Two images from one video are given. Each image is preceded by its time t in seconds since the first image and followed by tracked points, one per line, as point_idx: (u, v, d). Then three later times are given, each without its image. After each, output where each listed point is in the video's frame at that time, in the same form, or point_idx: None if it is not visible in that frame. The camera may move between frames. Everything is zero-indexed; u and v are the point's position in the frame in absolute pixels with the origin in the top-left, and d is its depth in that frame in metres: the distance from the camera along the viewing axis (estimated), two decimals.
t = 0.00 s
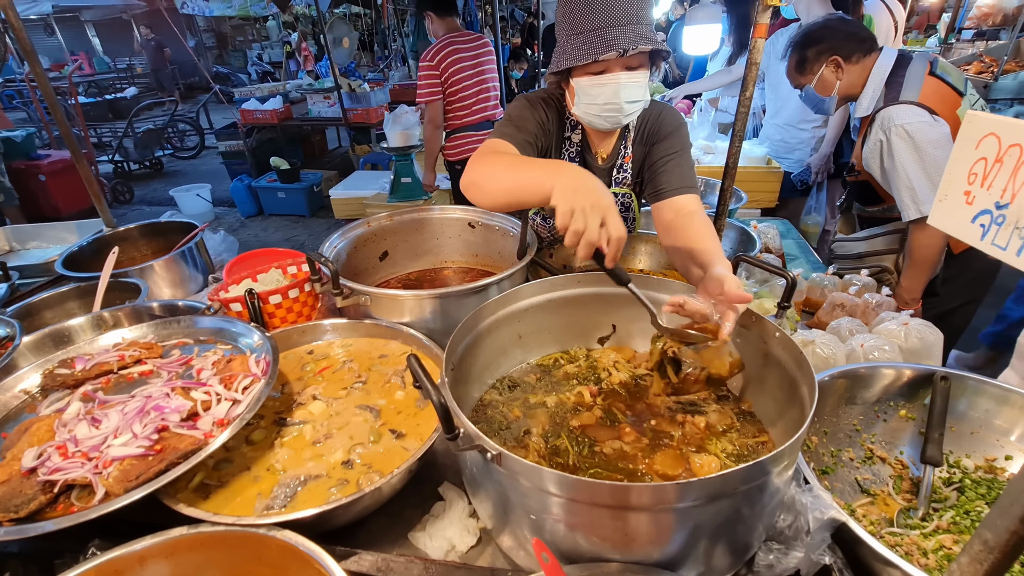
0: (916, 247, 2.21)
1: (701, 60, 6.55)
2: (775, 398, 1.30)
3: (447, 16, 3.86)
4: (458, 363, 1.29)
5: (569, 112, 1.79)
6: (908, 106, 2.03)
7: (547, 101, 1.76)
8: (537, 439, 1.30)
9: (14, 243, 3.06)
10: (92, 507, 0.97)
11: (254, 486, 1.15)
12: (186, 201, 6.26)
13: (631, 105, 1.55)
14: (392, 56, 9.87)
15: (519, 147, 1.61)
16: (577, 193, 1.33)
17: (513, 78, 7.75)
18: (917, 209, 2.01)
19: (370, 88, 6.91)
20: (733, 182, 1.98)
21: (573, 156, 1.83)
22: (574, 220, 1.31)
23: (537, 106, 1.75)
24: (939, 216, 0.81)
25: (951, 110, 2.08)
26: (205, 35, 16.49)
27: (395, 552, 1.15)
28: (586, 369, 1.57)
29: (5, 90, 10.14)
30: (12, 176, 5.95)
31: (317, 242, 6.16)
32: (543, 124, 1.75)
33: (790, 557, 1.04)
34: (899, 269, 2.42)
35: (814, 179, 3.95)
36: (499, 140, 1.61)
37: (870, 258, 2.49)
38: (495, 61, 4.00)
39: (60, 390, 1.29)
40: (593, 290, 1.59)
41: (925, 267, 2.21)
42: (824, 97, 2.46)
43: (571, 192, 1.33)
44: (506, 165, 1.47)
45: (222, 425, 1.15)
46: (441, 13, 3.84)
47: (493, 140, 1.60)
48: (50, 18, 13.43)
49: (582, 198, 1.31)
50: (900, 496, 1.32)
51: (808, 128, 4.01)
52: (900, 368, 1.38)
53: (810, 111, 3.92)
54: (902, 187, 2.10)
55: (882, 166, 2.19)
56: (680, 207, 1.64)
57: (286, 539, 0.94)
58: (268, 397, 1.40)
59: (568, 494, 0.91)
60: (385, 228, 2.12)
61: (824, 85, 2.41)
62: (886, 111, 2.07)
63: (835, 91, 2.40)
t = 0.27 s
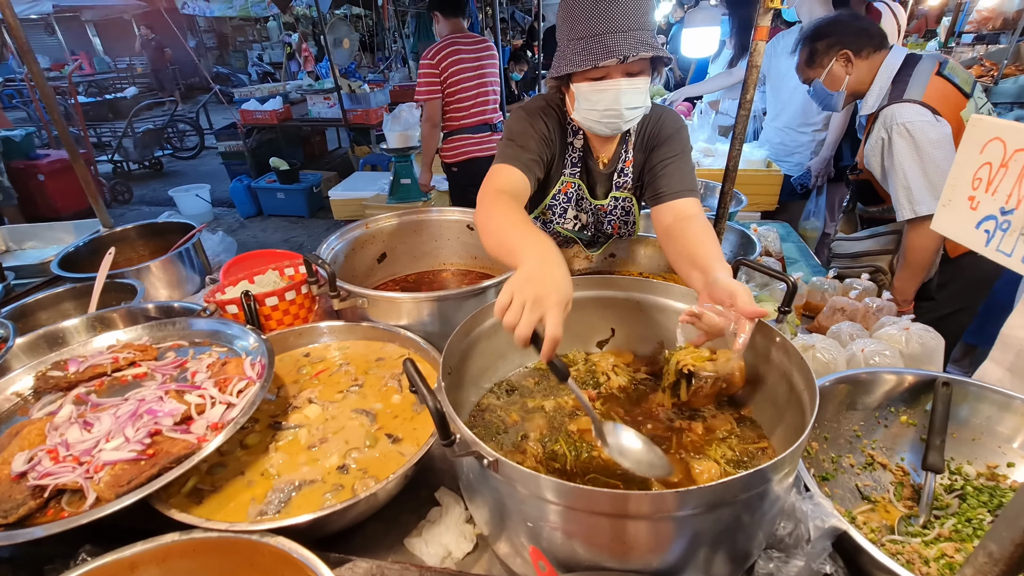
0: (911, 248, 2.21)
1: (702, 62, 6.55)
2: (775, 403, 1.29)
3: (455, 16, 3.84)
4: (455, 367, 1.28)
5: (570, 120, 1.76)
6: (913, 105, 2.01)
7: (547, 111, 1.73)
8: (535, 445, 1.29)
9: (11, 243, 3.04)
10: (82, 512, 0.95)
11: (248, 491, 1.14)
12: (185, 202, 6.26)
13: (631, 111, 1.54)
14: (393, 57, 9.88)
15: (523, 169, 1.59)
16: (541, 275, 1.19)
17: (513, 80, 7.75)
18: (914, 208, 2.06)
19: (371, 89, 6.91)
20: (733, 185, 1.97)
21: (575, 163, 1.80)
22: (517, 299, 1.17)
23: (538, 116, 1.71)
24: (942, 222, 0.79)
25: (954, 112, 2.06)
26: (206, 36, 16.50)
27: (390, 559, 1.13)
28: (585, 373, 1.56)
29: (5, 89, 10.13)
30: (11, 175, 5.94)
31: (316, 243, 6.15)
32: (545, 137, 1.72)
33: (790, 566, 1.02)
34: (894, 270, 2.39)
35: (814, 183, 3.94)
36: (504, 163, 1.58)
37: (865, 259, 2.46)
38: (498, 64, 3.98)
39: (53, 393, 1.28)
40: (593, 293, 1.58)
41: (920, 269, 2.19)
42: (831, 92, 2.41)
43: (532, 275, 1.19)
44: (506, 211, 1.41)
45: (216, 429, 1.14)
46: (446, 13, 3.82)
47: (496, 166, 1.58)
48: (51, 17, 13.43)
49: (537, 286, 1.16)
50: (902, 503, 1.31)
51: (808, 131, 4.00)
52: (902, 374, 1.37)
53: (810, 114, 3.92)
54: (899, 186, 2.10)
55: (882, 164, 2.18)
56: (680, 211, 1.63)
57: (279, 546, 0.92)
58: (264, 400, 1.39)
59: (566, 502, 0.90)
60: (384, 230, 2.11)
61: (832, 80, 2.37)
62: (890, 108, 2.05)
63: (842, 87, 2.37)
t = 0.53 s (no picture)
0: (926, 244, 2.15)
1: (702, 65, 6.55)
2: (776, 408, 1.27)
3: (460, 17, 3.82)
4: (451, 371, 1.26)
5: (568, 124, 1.73)
6: (937, 97, 2.00)
7: (545, 115, 1.69)
8: (532, 449, 1.27)
9: (6, 243, 3.02)
10: (69, 517, 0.94)
11: (240, 496, 1.12)
12: (184, 202, 6.24)
13: (626, 111, 1.52)
14: (393, 58, 9.88)
15: (523, 183, 1.56)
16: (522, 334, 1.13)
17: (513, 81, 7.75)
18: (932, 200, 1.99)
19: (370, 89, 6.90)
20: (733, 187, 1.95)
21: (572, 167, 1.78)
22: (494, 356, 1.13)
23: (536, 122, 1.68)
24: (947, 224, 0.78)
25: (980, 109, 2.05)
26: (206, 36, 16.50)
27: (384, 565, 1.12)
28: (583, 376, 1.55)
29: (4, 89, 10.12)
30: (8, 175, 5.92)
31: (315, 243, 6.14)
32: (543, 144, 1.68)
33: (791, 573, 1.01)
34: (905, 268, 2.36)
35: (814, 185, 3.95)
36: (502, 175, 1.54)
37: (877, 256, 2.44)
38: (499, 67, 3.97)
39: (43, 395, 1.26)
40: (591, 296, 1.57)
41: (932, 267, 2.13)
42: (854, 83, 2.42)
43: (512, 335, 1.13)
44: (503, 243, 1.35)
45: (208, 433, 1.12)
46: (450, 14, 3.80)
47: (494, 177, 1.54)
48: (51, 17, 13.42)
49: (516, 348, 1.11)
50: (903, 509, 1.29)
51: (808, 134, 3.96)
52: (904, 378, 1.36)
53: (811, 117, 3.89)
54: (921, 178, 2.04)
55: (902, 159, 2.13)
56: (679, 214, 1.61)
57: (270, 552, 0.91)
58: (257, 403, 1.37)
59: (562, 508, 0.88)
60: (380, 231, 2.09)
61: (855, 71, 2.39)
62: (914, 100, 2.03)
63: (865, 78, 2.39)
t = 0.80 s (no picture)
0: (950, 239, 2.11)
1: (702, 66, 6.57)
2: (775, 409, 1.28)
3: (459, 19, 3.83)
4: (451, 370, 1.26)
5: (567, 122, 1.75)
6: (981, 86, 1.97)
7: (542, 113, 1.72)
8: (532, 450, 1.27)
9: (5, 243, 3.02)
10: (69, 517, 0.93)
11: (239, 496, 1.12)
12: (183, 202, 6.24)
13: (627, 104, 1.52)
14: (393, 59, 9.89)
15: (514, 173, 1.58)
16: (506, 297, 1.14)
17: (513, 83, 7.76)
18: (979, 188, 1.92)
19: (370, 91, 6.91)
20: (733, 189, 1.96)
21: (571, 164, 1.80)
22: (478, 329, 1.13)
23: (534, 118, 1.70)
24: (946, 226, 0.78)
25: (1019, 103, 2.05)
26: (207, 37, 16.50)
27: (384, 565, 1.12)
28: (583, 377, 1.55)
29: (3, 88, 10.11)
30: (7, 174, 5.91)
31: (314, 244, 6.13)
32: (540, 140, 1.70)
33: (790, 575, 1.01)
34: (920, 262, 2.31)
35: (815, 187, 3.99)
36: (495, 166, 1.57)
37: (893, 247, 2.37)
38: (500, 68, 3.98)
39: (42, 394, 1.26)
40: (590, 297, 1.57)
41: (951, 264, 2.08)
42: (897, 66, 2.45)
43: (496, 300, 1.14)
44: (487, 222, 1.37)
45: (208, 432, 1.12)
46: (452, 16, 3.80)
47: (488, 168, 1.56)
48: (51, 17, 13.42)
49: (501, 310, 1.11)
50: (902, 510, 1.30)
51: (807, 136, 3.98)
52: (903, 380, 1.36)
53: (809, 120, 3.91)
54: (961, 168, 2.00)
55: (939, 150, 2.10)
56: (679, 215, 1.62)
57: (269, 552, 0.91)
58: (257, 403, 1.37)
59: (563, 509, 0.88)
60: (380, 232, 2.09)
61: (899, 53, 2.42)
62: (959, 88, 2.00)
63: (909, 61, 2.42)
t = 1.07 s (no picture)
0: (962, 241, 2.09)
1: (700, 70, 6.59)
2: (775, 412, 1.28)
3: (459, 22, 3.83)
4: (452, 374, 1.26)
5: (568, 122, 1.76)
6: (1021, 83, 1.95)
7: (546, 108, 1.74)
8: (532, 453, 1.27)
9: (3, 245, 3.01)
10: (68, 522, 0.93)
11: (239, 500, 1.11)
12: (182, 205, 6.23)
13: (629, 110, 1.52)
14: (392, 62, 9.90)
15: (518, 155, 1.59)
16: (561, 213, 1.24)
17: (511, 86, 7.77)
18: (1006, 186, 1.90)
19: (369, 93, 6.91)
20: (732, 192, 1.96)
21: (571, 165, 1.80)
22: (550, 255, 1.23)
23: (536, 113, 1.71)
24: (945, 231, 0.79)
25: None
26: (205, 39, 16.50)
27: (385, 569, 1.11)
28: (582, 381, 1.55)
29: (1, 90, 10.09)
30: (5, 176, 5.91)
31: (313, 247, 6.13)
32: (542, 132, 1.72)
33: None
34: (929, 255, 2.33)
35: (814, 191, 4.04)
36: (497, 146, 1.58)
37: (904, 240, 2.36)
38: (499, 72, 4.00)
39: (41, 398, 1.26)
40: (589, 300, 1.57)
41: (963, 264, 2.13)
42: (939, 53, 2.25)
43: (553, 216, 1.24)
44: (495, 180, 1.40)
45: (208, 437, 1.12)
46: (453, 19, 3.82)
47: (492, 148, 1.57)
48: (49, 19, 13.41)
49: (565, 225, 1.23)
50: (902, 514, 1.30)
51: (806, 139, 3.99)
52: (902, 384, 1.37)
53: (808, 122, 3.92)
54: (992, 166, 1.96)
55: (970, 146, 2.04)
56: (678, 218, 1.62)
57: (270, 557, 0.91)
58: (257, 406, 1.37)
59: (564, 513, 0.88)
60: (380, 234, 2.09)
61: (944, 39, 2.23)
62: (999, 83, 1.97)
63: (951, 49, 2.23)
